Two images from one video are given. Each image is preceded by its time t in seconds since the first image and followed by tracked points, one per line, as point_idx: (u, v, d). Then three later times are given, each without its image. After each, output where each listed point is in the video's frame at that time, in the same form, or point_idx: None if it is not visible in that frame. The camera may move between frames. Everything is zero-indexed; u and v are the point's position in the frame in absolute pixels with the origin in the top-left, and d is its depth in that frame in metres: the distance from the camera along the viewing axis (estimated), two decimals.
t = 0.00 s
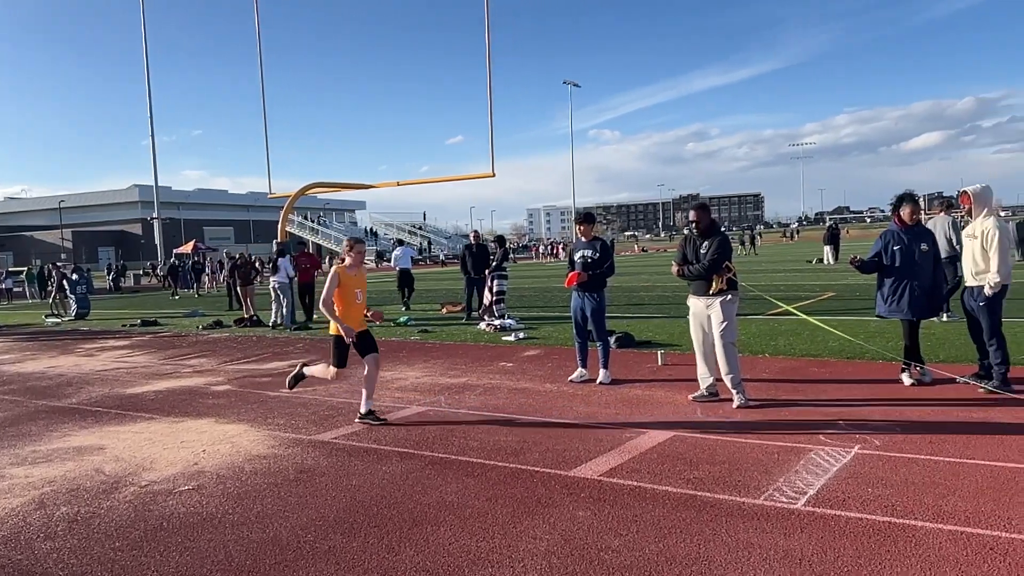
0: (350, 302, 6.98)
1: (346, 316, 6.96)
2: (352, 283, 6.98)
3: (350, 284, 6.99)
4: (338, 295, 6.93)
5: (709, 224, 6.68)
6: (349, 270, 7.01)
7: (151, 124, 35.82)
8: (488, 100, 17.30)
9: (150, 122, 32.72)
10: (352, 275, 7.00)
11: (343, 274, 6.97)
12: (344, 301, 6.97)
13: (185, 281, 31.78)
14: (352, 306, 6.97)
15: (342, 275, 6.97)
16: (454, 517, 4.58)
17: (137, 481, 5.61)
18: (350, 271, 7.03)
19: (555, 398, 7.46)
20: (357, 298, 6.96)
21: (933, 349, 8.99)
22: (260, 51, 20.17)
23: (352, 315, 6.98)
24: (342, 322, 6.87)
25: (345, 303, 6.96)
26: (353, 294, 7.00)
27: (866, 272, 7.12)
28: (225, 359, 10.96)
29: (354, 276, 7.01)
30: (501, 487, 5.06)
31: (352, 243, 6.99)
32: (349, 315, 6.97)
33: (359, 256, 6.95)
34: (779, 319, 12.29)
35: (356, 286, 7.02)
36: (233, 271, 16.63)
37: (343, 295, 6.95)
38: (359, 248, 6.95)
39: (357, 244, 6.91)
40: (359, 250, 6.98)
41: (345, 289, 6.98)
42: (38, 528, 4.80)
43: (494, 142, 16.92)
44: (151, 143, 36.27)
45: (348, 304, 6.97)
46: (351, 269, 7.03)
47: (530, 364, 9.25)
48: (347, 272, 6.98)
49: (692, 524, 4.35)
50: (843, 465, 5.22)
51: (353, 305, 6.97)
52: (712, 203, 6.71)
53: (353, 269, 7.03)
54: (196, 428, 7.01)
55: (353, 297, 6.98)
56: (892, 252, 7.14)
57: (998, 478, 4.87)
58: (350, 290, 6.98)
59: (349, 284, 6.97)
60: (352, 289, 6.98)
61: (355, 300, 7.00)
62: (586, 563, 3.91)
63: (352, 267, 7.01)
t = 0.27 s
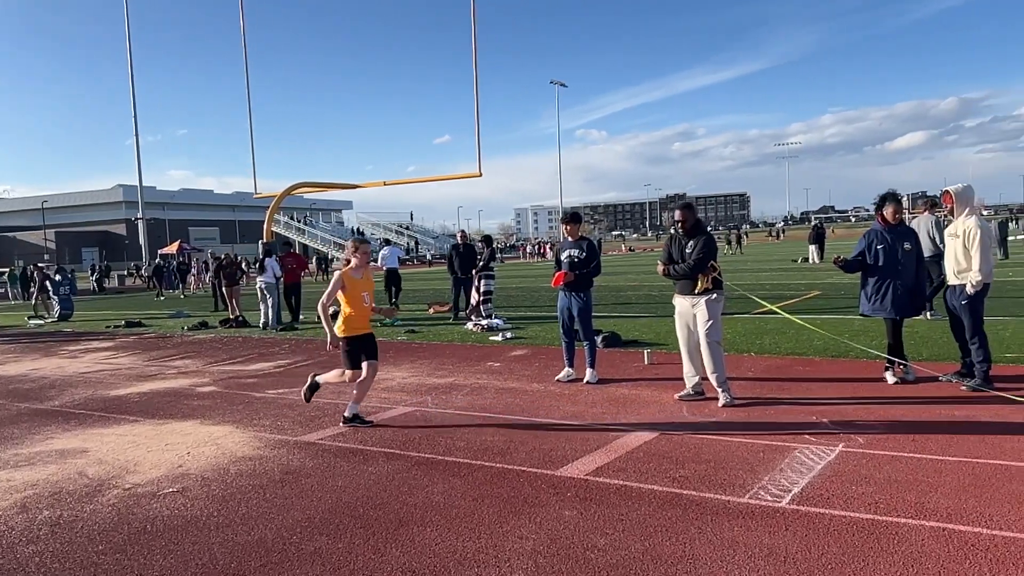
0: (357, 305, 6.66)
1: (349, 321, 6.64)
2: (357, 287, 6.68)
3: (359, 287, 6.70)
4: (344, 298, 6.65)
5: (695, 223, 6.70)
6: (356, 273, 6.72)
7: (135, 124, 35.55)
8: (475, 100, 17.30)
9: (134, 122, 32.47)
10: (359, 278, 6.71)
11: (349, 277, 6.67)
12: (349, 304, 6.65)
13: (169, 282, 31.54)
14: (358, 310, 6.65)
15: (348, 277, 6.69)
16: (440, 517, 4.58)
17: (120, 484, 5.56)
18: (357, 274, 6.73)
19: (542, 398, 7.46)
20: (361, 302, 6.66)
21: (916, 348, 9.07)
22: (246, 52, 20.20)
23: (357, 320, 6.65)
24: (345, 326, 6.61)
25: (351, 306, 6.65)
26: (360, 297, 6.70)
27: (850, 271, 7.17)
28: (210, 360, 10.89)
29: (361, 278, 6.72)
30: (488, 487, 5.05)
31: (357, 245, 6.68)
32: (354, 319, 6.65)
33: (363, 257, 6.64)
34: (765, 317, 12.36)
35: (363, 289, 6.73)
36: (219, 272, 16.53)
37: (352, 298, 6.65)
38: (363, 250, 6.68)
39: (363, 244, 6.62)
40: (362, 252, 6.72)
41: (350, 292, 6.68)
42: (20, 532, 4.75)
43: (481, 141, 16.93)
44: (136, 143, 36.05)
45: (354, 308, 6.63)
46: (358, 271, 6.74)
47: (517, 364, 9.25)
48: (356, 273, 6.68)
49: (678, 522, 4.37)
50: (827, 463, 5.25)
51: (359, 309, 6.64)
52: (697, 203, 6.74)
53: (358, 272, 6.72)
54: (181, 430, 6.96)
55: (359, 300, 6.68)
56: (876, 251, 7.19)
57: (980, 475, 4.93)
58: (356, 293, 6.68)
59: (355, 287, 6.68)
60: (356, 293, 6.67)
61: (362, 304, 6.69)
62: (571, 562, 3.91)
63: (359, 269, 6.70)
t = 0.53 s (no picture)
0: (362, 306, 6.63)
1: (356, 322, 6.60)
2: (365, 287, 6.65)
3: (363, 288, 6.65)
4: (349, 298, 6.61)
5: (679, 223, 6.74)
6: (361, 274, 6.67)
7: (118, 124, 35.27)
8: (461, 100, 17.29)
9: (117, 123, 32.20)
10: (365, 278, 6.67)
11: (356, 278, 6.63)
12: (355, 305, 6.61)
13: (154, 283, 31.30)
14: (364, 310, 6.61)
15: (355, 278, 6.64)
16: (426, 518, 4.57)
17: (103, 487, 5.51)
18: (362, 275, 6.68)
19: (528, 398, 7.47)
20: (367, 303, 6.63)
21: (899, 346, 9.15)
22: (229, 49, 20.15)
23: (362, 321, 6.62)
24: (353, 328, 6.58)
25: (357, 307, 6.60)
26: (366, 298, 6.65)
27: (834, 271, 7.22)
28: (195, 362, 10.81)
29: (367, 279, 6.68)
30: (474, 487, 5.05)
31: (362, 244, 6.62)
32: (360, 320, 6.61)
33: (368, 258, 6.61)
34: (750, 316, 12.43)
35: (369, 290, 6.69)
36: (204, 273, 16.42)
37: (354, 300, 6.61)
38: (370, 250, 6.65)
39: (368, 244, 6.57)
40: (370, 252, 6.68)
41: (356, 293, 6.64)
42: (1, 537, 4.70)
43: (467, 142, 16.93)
44: (119, 143, 35.76)
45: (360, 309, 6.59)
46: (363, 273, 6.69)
47: (504, 364, 9.25)
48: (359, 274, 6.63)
49: (664, 521, 4.39)
50: (811, 461, 5.29)
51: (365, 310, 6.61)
52: (681, 203, 6.77)
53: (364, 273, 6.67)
54: (165, 432, 6.91)
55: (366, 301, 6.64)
56: (859, 251, 7.25)
57: (962, 472, 4.98)
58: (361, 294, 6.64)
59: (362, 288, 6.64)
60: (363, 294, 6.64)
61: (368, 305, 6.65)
62: (557, 562, 3.92)
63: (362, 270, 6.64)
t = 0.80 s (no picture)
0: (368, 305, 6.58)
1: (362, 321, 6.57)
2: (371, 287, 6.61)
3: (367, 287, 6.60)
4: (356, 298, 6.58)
5: (664, 224, 6.76)
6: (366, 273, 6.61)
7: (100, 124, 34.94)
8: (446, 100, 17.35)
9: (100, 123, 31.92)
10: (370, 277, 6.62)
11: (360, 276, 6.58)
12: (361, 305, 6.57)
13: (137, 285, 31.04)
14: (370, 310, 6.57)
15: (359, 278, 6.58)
16: (411, 518, 4.56)
17: (85, 491, 5.46)
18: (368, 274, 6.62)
19: (514, 398, 7.47)
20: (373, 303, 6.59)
21: (882, 345, 9.23)
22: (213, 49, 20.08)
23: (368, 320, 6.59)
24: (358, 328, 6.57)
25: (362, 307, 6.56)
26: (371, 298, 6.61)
27: (817, 271, 7.28)
28: (179, 364, 10.74)
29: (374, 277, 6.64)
30: (460, 488, 5.05)
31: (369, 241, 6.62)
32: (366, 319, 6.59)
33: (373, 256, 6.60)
34: (735, 316, 12.51)
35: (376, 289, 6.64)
36: (188, 274, 16.30)
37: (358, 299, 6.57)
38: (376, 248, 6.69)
39: (373, 241, 6.65)
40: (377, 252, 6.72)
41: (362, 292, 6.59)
42: None
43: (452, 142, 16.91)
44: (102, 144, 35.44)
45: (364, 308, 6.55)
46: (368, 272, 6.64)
47: (490, 364, 9.25)
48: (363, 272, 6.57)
49: (649, 520, 4.41)
50: (794, 460, 5.33)
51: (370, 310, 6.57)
52: (666, 203, 6.79)
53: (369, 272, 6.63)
54: (148, 435, 6.85)
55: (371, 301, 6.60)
56: (842, 251, 7.30)
57: (943, 470, 5.03)
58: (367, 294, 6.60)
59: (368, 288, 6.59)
60: (369, 293, 6.60)
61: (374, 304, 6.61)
62: (542, 561, 3.92)
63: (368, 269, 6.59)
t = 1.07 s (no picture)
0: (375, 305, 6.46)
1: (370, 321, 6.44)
2: (378, 286, 6.48)
3: (374, 286, 6.49)
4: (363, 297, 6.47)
5: (650, 224, 6.78)
6: (373, 272, 6.49)
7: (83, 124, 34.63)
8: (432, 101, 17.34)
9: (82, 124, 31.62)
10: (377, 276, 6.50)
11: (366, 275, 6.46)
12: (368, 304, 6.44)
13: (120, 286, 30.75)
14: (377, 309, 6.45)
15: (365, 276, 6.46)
16: (396, 520, 4.55)
17: (66, 495, 5.40)
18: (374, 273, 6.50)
19: (500, 399, 7.48)
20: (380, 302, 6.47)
21: (865, 344, 9.30)
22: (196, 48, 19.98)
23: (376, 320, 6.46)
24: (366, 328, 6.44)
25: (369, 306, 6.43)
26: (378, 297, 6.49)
27: (800, 271, 7.33)
28: (162, 366, 10.65)
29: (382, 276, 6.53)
30: (445, 489, 5.04)
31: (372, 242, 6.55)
32: (374, 319, 6.46)
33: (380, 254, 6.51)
34: (721, 315, 12.58)
35: (384, 288, 6.52)
36: (171, 275, 16.17)
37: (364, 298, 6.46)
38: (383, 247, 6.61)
39: (378, 241, 6.57)
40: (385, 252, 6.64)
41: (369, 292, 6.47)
42: None
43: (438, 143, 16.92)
44: (85, 144, 35.13)
45: (370, 308, 6.42)
46: (375, 271, 6.53)
47: (476, 365, 9.25)
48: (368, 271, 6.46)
49: (633, 520, 4.42)
50: (778, 459, 5.37)
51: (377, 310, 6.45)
52: (651, 203, 6.82)
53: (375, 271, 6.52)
54: (130, 438, 6.80)
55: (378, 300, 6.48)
56: (825, 251, 7.36)
57: (924, 468, 5.08)
58: (374, 293, 6.48)
59: (375, 287, 6.47)
60: (376, 293, 6.49)
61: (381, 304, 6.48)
62: (527, 562, 3.93)
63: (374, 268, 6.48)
